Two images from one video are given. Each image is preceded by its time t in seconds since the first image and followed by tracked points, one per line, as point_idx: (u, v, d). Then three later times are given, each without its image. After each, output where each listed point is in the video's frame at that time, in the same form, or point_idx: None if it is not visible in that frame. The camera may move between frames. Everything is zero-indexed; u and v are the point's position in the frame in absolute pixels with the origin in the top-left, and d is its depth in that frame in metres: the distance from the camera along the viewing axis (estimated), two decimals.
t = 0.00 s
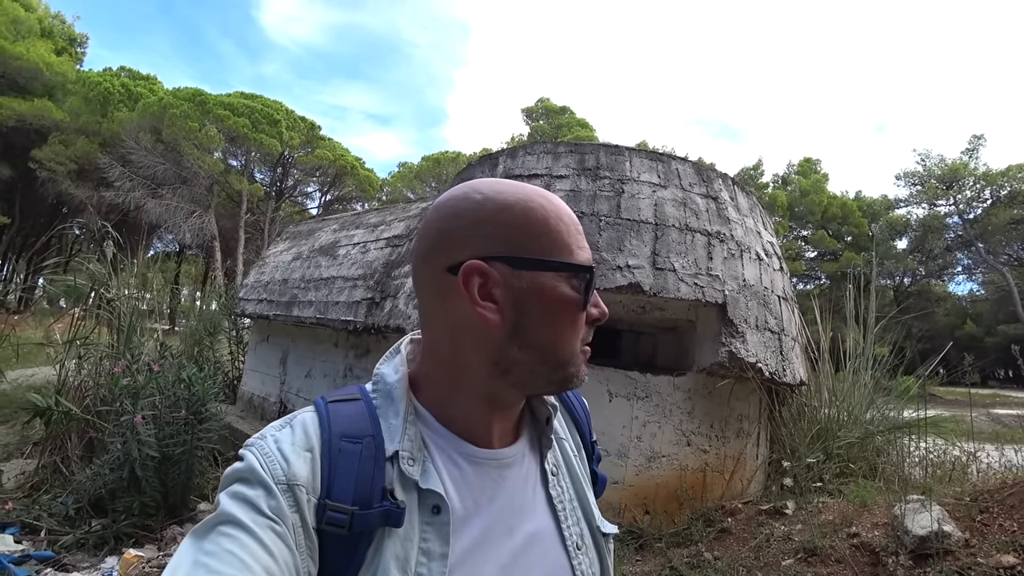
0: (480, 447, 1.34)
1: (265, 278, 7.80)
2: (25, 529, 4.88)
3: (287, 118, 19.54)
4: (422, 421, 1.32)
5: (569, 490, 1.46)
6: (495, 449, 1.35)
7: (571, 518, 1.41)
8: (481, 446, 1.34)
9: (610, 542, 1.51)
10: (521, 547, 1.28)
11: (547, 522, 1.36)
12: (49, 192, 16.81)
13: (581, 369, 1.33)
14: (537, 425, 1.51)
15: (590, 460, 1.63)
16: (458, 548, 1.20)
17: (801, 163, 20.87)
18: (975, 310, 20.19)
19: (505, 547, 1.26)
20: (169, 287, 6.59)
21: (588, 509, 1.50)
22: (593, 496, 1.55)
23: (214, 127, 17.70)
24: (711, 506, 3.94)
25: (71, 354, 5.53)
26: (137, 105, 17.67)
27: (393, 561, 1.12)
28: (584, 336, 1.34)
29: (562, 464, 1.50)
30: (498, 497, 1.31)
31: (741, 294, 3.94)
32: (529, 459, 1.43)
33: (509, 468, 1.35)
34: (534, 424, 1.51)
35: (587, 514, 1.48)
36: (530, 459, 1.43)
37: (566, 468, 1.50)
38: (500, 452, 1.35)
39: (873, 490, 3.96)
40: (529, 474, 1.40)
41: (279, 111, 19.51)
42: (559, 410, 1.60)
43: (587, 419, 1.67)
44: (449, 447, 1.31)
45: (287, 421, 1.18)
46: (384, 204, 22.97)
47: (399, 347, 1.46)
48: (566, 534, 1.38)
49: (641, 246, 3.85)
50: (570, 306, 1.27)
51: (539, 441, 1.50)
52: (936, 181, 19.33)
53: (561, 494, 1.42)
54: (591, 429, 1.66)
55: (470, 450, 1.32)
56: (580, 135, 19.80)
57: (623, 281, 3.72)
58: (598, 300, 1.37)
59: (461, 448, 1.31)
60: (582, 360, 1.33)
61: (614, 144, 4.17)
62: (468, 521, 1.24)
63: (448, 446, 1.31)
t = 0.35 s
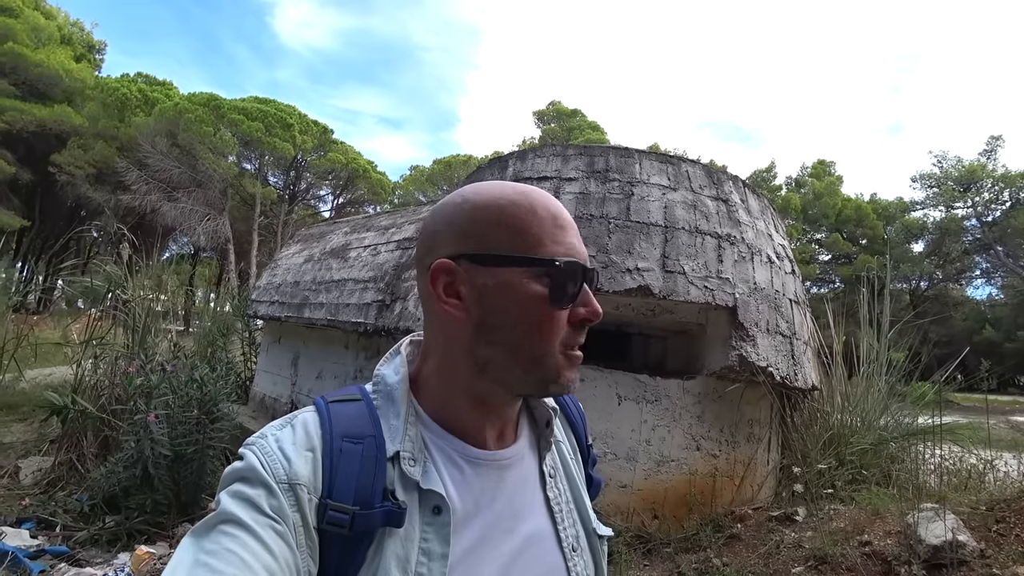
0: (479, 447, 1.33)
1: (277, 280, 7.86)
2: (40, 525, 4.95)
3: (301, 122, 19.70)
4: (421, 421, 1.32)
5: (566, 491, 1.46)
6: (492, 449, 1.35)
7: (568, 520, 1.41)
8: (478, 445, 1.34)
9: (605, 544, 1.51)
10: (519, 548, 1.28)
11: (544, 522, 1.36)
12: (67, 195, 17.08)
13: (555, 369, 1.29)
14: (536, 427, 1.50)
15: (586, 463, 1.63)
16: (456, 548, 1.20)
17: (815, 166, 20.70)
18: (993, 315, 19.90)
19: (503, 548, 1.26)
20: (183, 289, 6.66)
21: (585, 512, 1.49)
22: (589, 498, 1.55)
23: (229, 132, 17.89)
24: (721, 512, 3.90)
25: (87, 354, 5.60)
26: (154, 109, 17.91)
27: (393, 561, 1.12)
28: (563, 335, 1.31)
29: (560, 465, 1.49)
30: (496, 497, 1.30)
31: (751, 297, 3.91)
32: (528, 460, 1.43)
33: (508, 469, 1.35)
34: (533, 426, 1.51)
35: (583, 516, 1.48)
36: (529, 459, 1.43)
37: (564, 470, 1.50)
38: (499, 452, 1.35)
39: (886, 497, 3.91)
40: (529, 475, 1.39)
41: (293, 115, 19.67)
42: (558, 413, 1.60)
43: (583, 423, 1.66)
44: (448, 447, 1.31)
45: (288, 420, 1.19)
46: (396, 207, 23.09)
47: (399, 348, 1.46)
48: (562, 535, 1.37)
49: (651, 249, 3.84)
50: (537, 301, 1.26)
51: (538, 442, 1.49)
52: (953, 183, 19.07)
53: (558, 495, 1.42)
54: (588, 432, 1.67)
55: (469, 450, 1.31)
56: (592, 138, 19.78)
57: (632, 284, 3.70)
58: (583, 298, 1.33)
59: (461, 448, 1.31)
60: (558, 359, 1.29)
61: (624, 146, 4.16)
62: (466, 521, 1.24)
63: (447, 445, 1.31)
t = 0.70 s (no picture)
0: (499, 455, 1.38)
1: (287, 284, 7.92)
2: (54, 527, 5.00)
3: (310, 126, 19.82)
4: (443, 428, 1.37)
5: (589, 497, 1.48)
6: (509, 458, 1.40)
7: (591, 526, 1.43)
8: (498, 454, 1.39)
9: (628, 550, 1.53)
10: (543, 554, 1.31)
11: (567, 529, 1.39)
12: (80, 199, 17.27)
13: (485, 377, 1.34)
14: (558, 433, 1.56)
15: (609, 469, 1.66)
16: (480, 553, 1.23)
17: (825, 168, 20.59)
18: (1006, 318, 19.68)
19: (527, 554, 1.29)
20: (194, 292, 6.72)
21: (607, 518, 1.52)
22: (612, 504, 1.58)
23: (239, 135, 18.02)
24: (731, 516, 3.89)
25: (100, 357, 5.66)
26: (165, 114, 18.09)
27: (413, 566, 1.15)
28: (491, 343, 1.36)
29: (583, 472, 1.52)
30: (520, 504, 1.33)
31: (761, 301, 3.90)
32: (550, 467, 1.46)
33: (529, 476, 1.39)
34: (556, 432, 1.57)
35: (606, 522, 1.50)
36: (550, 466, 1.47)
37: (586, 476, 1.53)
38: (518, 460, 1.39)
39: (898, 502, 3.88)
40: (551, 482, 1.43)
41: (302, 119, 19.80)
42: (580, 419, 1.63)
43: (606, 427, 1.71)
44: (470, 454, 1.35)
45: (312, 423, 1.20)
46: (405, 210, 23.17)
47: (422, 354, 1.51)
48: (585, 542, 1.40)
49: (660, 253, 3.84)
50: (452, 314, 1.37)
51: (560, 449, 1.55)
52: (964, 185, 18.89)
53: (581, 502, 1.45)
54: (610, 438, 1.70)
55: (490, 458, 1.36)
56: (599, 141, 19.76)
57: (642, 288, 3.70)
58: (509, 304, 1.37)
59: (482, 456, 1.35)
60: (484, 367, 1.34)
61: (633, 150, 4.16)
62: (491, 527, 1.27)
63: (470, 453, 1.35)
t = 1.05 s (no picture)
0: (515, 465, 1.42)
1: (286, 287, 7.93)
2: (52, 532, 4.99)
3: (307, 129, 19.82)
4: (460, 437, 1.41)
5: (604, 506, 1.52)
6: (527, 467, 1.44)
7: (606, 535, 1.47)
8: (515, 463, 1.43)
9: (644, 557, 1.56)
10: (557, 564, 1.35)
11: (581, 538, 1.42)
12: (76, 202, 17.22)
13: (500, 390, 1.39)
14: (575, 441, 1.60)
15: (625, 475, 1.69)
16: (495, 562, 1.28)
17: (820, 170, 20.68)
18: (1001, 319, 19.78)
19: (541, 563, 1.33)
20: (192, 295, 6.72)
21: (624, 526, 1.55)
22: (629, 511, 1.61)
23: (236, 138, 18.00)
24: (730, 517, 3.92)
25: (98, 361, 5.66)
26: (162, 117, 18.06)
27: (428, 571, 1.20)
28: (506, 356, 1.41)
29: (599, 480, 1.56)
30: (533, 513, 1.38)
31: (759, 304, 3.94)
32: (564, 476, 1.50)
33: (544, 486, 1.43)
34: (572, 439, 1.61)
35: (622, 530, 1.54)
36: (565, 475, 1.50)
37: (603, 484, 1.56)
38: (534, 470, 1.43)
39: (895, 502, 3.92)
40: (565, 491, 1.47)
41: (299, 122, 19.80)
42: (597, 426, 1.67)
43: (623, 433, 1.74)
44: (485, 464, 1.40)
45: (330, 428, 1.24)
46: (402, 213, 23.17)
47: (440, 358, 1.56)
48: (599, 550, 1.43)
49: (659, 256, 3.87)
50: (468, 328, 1.42)
51: (575, 457, 1.58)
52: (959, 187, 18.98)
53: (596, 511, 1.48)
54: (627, 444, 1.72)
55: (506, 468, 1.40)
56: (596, 144, 19.80)
57: (641, 291, 3.73)
58: (523, 317, 1.40)
59: (496, 465, 1.40)
60: (498, 379, 1.39)
61: (631, 155, 4.20)
62: (504, 537, 1.31)
63: (486, 463, 1.40)
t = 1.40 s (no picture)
0: (511, 459, 1.44)
1: (276, 288, 7.89)
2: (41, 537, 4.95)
3: (297, 129, 19.72)
4: (456, 434, 1.42)
5: (599, 500, 1.54)
6: (522, 462, 1.45)
7: (601, 529, 1.49)
8: (511, 458, 1.44)
9: (639, 551, 1.58)
10: (554, 557, 1.37)
11: (577, 532, 1.44)
12: (61, 203, 17.03)
13: (492, 382, 1.40)
14: (569, 437, 1.62)
15: (620, 469, 1.71)
16: (492, 557, 1.30)
17: (808, 170, 20.85)
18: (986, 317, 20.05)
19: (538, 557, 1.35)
20: (181, 296, 6.67)
21: (619, 520, 1.57)
22: (624, 506, 1.63)
23: (224, 138, 17.87)
24: (722, 513, 3.95)
25: (86, 363, 5.61)
26: (149, 116, 17.90)
27: (429, 568, 1.21)
28: (498, 348, 1.42)
29: (593, 475, 1.58)
30: (529, 508, 1.39)
31: (749, 302, 3.97)
32: (559, 471, 1.52)
33: (540, 481, 1.44)
34: (566, 435, 1.63)
35: (618, 524, 1.56)
36: (560, 471, 1.52)
37: (597, 478, 1.58)
38: (529, 465, 1.45)
39: (883, 497, 3.97)
40: (560, 486, 1.49)
41: (288, 121, 19.70)
42: (591, 422, 1.69)
43: (617, 428, 1.76)
44: (481, 460, 1.41)
45: (327, 428, 1.25)
46: (392, 213, 23.12)
47: (436, 356, 1.57)
48: (595, 544, 1.45)
49: (650, 255, 3.90)
50: (460, 320, 1.44)
51: (570, 452, 1.60)
52: (944, 187, 19.15)
53: (591, 505, 1.50)
54: (620, 439, 1.75)
55: (503, 463, 1.41)
56: (586, 144, 19.85)
57: (633, 290, 3.76)
58: (514, 310, 1.42)
59: (492, 461, 1.41)
60: (490, 371, 1.40)
61: (622, 155, 4.23)
62: (502, 533, 1.33)
63: (482, 459, 1.41)
